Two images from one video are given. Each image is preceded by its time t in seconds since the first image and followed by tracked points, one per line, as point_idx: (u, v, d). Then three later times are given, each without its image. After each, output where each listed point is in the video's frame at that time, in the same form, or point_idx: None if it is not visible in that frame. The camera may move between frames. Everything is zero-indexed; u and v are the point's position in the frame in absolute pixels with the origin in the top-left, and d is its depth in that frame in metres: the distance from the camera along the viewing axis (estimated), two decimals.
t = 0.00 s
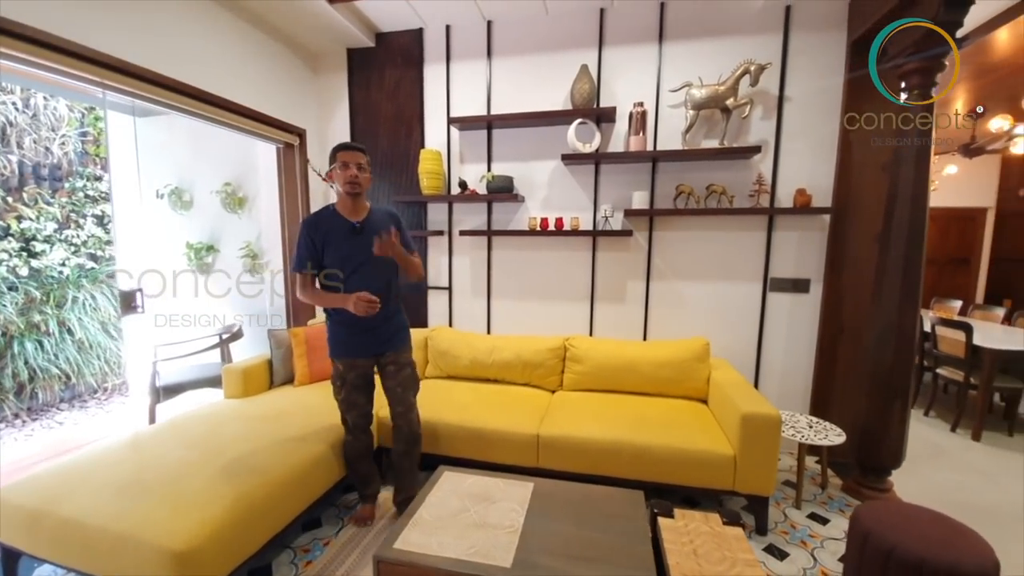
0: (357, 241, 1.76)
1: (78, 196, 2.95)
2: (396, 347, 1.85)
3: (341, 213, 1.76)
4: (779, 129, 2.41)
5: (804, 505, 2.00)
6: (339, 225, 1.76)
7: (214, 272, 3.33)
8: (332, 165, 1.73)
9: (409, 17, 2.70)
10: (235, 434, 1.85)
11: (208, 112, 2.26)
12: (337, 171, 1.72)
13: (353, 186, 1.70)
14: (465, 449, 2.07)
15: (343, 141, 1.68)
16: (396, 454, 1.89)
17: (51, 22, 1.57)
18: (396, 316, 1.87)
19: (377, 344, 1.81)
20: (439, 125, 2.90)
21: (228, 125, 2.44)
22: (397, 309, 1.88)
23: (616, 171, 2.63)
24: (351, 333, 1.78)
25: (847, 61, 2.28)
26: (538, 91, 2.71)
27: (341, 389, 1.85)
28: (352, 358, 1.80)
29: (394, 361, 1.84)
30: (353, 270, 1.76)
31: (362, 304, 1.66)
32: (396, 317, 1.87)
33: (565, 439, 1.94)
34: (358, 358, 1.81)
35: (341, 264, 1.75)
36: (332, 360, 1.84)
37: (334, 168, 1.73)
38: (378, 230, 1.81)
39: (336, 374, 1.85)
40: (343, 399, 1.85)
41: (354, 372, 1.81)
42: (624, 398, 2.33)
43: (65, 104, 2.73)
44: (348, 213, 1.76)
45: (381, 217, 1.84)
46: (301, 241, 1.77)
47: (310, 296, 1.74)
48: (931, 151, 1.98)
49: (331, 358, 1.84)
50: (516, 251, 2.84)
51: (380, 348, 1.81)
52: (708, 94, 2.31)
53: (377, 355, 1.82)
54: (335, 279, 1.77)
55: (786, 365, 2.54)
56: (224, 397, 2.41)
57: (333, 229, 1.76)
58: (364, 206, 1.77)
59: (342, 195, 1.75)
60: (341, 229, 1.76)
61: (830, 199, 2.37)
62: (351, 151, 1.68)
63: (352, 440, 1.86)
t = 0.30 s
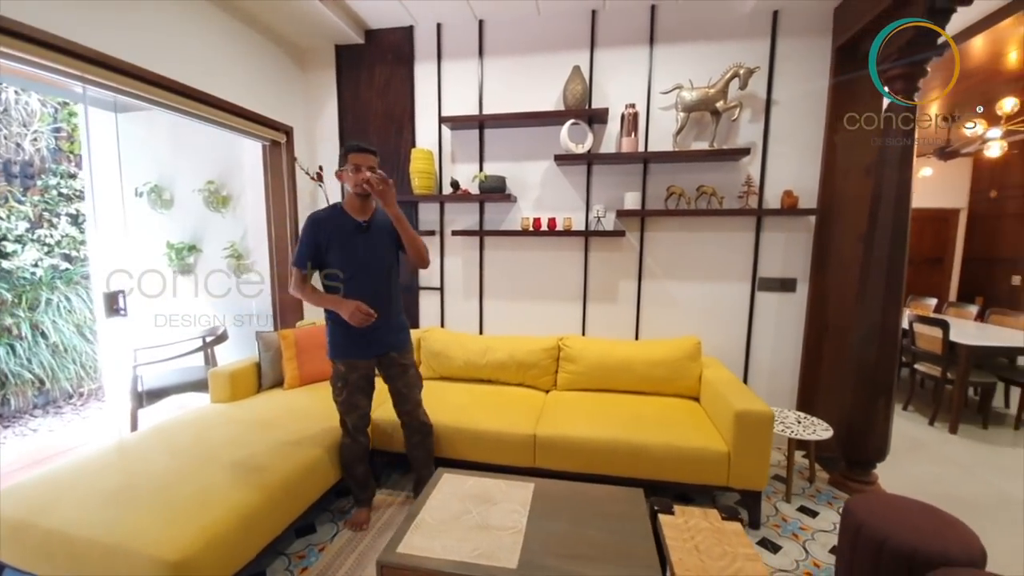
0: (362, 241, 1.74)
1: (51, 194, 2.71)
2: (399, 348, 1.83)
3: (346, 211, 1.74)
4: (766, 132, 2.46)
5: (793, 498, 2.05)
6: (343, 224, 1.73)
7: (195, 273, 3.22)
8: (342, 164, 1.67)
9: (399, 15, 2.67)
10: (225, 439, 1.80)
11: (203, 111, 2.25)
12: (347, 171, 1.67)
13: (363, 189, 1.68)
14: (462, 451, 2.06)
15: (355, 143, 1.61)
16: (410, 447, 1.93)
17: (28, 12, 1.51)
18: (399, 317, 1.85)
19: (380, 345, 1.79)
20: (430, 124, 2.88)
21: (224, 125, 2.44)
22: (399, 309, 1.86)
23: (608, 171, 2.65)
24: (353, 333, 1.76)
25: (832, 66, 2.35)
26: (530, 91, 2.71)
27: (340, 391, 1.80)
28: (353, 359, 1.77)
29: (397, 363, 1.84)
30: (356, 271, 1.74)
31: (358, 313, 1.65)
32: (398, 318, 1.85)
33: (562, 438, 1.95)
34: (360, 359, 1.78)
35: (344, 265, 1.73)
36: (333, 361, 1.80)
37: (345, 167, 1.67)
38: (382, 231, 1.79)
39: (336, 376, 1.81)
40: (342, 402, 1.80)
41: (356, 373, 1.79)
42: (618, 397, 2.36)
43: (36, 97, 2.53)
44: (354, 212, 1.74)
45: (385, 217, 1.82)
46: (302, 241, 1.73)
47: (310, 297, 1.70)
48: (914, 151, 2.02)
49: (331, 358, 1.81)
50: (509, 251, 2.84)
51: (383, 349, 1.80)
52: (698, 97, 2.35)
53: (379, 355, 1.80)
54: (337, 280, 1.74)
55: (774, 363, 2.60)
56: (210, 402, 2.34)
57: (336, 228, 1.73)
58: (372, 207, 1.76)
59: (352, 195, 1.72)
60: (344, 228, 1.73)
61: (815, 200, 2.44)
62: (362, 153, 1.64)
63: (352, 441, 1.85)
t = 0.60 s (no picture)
0: (377, 238, 1.73)
1: (24, 192, 2.34)
2: (409, 348, 1.82)
3: (361, 209, 1.73)
4: (754, 134, 2.52)
5: (783, 492, 2.10)
6: (358, 221, 1.72)
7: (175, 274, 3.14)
8: (360, 163, 1.63)
9: (391, 12, 2.64)
10: (216, 443, 1.76)
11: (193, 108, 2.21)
12: (367, 172, 1.64)
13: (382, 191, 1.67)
14: (458, 451, 2.05)
15: (375, 144, 1.57)
16: (411, 450, 1.92)
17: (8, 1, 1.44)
18: (410, 316, 1.84)
19: (389, 343, 1.77)
20: (422, 122, 2.86)
21: (222, 125, 2.47)
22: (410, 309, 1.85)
23: (600, 172, 2.68)
24: (365, 331, 1.75)
25: (816, 71, 2.42)
26: (523, 92, 2.72)
27: (348, 389, 1.79)
28: (364, 357, 1.75)
29: (405, 363, 1.82)
30: (371, 268, 1.73)
31: (376, 313, 1.63)
32: (409, 317, 1.83)
33: (559, 437, 1.96)
34: (368, 358, 1.76)
35: (359, 262, 1.72)
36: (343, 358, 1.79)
37: (363, 168, 1.64)
38: (397, 229, 1.78)
39: (343, 374, 1.80)
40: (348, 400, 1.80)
41: (361, 372, 1.78)
42: (612, 395, 2.38)
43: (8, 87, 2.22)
44: (370, 211, 1.73)
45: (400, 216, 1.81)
46: (317, 238, 1.72)
47: (324, 294, 1.68)
48: (897, 152, 2.06)
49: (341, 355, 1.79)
50: (501, 251, 2.84)
51: (394, 348, 1.78)
52: (689, 99, 2.39)
53: (389, 354, 1.78)
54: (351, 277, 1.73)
55: (761, 360, 2.66)
56: (196, 405, 2.28)
57: (351, 226, 1.72)
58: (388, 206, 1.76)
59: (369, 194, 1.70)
60: (359, 225, 1.72)
61: (801, 201, 2.51)
62: (383, 157, 1.61)
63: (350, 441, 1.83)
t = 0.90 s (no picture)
0: (396, 240, 1.79)
1: None
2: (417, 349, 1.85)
3: (381, 210, 1.77)
4: (740, 137, 2.57)
5: (772, 486, 2.15)
6: (378, 222, 1.77)
7: (158, 275, 3.02)
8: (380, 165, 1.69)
9: (380, 11, 2.62)
10: (206, 449, 1.72)
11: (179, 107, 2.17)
12: (387, 174, 1.69)
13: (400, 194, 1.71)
14: (454, 453, 2.04)
15: (398, 147, 1.62)
16: (411, 452, 1.92)
17: None
18: (421, 318, 1.88)
19: (399, 343, 1.81)
20: (412, 121, 2.84)
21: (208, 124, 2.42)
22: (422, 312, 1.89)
23: (591, 173, 2.70)
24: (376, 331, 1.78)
25: (800, 76, 2.49)
26: (514, 92, 2.73)
27: (354, 389, 1.82)
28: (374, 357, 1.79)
29: (415, 365, 1.84)
30: (388, 271, 1.78)
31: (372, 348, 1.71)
32: (420, 319, 1.87)
33: (554, 436, 1.97)
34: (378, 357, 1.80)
35: (377, 264, 1.76)
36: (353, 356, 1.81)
37: (384, 169, 1.69)
38: (414, 232, 1.83)
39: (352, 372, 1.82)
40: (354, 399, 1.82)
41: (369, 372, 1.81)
42: (605, 394, 2.40)
43: None
44: (388, 212, 1.77)
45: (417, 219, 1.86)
46: (336, 237, 1.74)
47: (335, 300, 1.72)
48: (879, 153, 2.11)
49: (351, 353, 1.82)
50: (493, 251, 2.84)
51: (403, 349, 1.82)
52: (678, 101, 2.43)
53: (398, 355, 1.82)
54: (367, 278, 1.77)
55: (749, 358, 2.72)
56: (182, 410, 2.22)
57: (369, 227, 1.76)
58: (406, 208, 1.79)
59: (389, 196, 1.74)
60: (379, 227, 1.77)
61: (786, 201, 2.57)
62: (405, 161, 1.66)
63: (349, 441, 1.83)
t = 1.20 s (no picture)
0: (401, 239, 1.79)
1: None
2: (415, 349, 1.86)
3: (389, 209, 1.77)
4: (729, 138, 2.61)
5: (762, 482, 2.19)
6: (385, 220, 1.77)
7: (143, 276, 2.91)
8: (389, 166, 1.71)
9: (372, 9, 2.60)
10: (199, 451, 1.69)
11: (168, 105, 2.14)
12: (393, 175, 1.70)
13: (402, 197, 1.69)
14: (449, 453, 2.04)
15: (401, 150, 1.62)
16: (405, 452, 1.91)
17: None
18: (421, 318, 1.87)
19: (398, 342, 1.82)
20: (404, 120, 2.83)
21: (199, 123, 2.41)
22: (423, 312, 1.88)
23: (583, 173, 2.72)
24: (376, 328, 1.80)
25: (788, 78, 2.53)
26: (507, 92, 2.73)
27: (351, 383, 1.85)
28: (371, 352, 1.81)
29: (411, 365, 1.85)
30: (391, 268, 1.79)
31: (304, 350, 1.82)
32: (421, 319, 1.87)
33: (549, 435, 1.98)
34: (376, 353, 1.82)
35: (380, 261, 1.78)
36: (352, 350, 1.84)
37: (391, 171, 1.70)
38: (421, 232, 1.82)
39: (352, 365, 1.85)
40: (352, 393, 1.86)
41: (365, 368, 1.84)
42: (598, 393, 2.42)
43: None
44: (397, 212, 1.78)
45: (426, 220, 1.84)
46: (342, 231, 1.76)
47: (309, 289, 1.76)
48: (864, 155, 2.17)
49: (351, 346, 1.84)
50: (485, 251, 2.84)
51: (401, 348, 1.83)
52: (669, 103, 2.46)
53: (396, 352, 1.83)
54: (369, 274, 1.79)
55: (739, 355, 2.77)
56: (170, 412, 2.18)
57: (376, 225, 1.77)
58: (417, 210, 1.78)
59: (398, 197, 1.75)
60: (385, 224, 1.77)
61: (774, 202, 2.62)
62: (410, 163, 1.65)
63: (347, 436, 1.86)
